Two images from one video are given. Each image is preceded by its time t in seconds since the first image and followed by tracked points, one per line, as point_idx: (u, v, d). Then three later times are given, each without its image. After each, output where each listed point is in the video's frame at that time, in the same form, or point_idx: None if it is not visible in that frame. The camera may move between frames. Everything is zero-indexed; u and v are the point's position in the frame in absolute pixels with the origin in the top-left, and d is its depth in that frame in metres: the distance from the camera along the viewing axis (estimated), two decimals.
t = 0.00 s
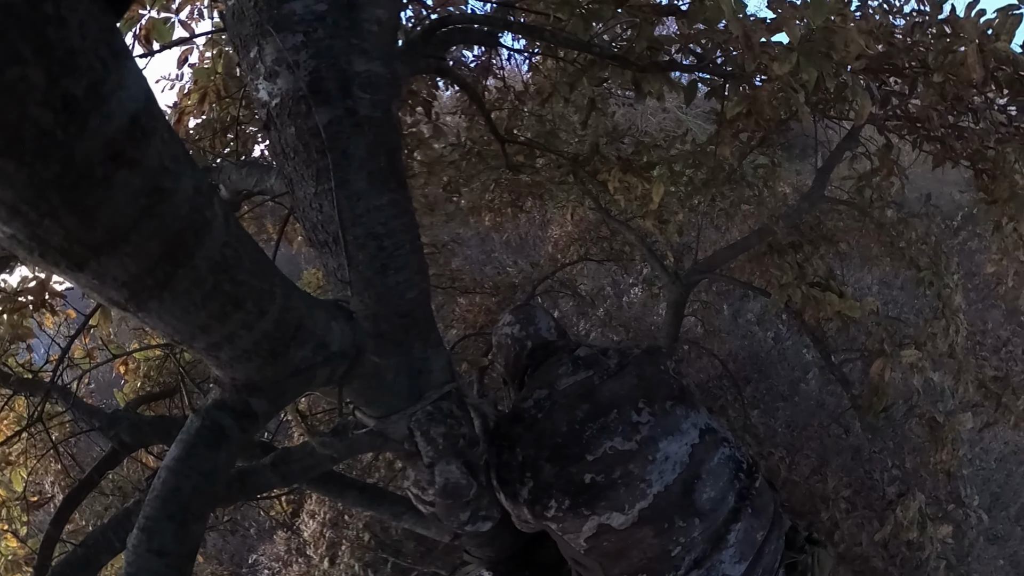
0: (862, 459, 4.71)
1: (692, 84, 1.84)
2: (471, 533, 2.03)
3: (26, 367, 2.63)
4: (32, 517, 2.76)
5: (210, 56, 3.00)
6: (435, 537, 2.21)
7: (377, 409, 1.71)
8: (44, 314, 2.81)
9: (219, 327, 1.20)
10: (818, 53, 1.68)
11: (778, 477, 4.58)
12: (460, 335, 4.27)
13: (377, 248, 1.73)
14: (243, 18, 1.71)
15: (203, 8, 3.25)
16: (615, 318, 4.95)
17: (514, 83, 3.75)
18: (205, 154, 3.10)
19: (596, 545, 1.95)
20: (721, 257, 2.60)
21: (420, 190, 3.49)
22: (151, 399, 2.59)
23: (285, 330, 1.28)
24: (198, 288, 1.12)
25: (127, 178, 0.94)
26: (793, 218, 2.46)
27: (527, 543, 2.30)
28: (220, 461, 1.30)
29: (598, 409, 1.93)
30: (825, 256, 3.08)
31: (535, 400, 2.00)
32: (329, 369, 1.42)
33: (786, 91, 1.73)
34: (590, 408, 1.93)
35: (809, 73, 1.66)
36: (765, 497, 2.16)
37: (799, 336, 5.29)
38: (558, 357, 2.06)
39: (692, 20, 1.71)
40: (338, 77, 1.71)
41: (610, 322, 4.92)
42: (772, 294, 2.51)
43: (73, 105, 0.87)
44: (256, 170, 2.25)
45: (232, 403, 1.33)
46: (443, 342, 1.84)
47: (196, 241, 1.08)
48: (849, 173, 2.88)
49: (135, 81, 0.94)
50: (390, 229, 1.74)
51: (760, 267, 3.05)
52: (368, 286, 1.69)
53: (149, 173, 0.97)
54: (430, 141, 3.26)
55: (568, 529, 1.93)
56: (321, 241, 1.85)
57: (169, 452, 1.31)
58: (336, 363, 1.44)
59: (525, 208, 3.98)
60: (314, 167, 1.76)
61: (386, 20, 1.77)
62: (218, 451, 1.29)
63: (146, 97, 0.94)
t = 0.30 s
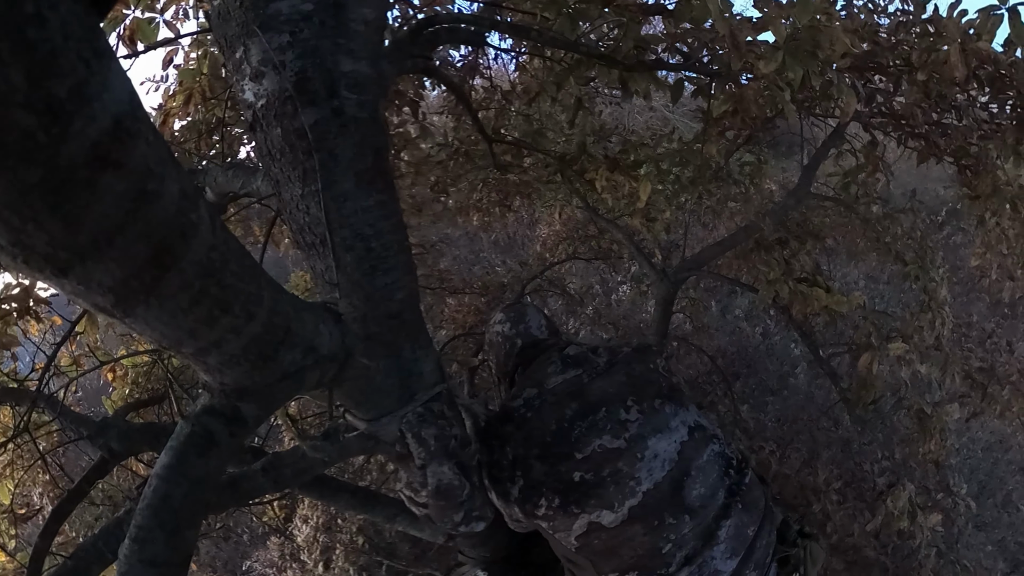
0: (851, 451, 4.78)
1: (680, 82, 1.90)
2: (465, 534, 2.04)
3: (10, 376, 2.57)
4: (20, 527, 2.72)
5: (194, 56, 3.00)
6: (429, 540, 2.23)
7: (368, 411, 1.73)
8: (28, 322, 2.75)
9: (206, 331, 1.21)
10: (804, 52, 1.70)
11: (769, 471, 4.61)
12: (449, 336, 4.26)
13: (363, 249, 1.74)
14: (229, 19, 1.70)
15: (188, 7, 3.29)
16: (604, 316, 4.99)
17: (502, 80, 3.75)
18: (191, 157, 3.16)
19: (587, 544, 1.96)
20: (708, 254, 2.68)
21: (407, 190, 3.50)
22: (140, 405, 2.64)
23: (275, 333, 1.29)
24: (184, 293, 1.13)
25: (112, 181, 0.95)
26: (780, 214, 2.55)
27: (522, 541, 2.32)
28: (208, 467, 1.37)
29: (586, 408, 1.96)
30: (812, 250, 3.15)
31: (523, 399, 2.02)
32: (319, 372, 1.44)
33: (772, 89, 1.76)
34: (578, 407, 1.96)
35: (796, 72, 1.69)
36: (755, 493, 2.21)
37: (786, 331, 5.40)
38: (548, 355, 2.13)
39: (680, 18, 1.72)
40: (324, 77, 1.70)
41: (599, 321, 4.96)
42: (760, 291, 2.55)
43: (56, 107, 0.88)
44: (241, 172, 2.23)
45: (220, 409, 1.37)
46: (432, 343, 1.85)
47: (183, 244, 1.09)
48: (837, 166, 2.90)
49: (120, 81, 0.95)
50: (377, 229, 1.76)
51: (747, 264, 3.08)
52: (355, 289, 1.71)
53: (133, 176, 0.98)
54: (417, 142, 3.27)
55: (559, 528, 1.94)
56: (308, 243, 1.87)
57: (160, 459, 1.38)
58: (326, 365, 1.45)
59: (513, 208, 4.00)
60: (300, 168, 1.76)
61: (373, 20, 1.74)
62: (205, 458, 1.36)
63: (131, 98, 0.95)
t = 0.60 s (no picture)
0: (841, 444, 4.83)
1: (666, 81, 1.83)
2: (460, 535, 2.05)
3: None
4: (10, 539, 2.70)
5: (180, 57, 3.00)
6: (423, 540, 2.37)
7: (357, 414, 1.76)
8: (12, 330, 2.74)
9: (194, 336, 1.27)
10: (790, 51, 1.73)
11: (760, 465, 4.63)
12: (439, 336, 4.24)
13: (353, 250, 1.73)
14: (215, 18, 1.69)
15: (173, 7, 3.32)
16: (593, 314, 5.02)
17: (489, 80, 3.72)
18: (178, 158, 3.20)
19: (579, 544, 2.00)
20: (696, 252, 2.78)
21: (394, 190, 3.55)
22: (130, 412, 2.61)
23: (261, 336, 1.37)
24: (170, 298, 1.19)
25: (96, 184, 1.00)
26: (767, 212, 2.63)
27: (516, 542, 2.35)
28: (198, 473, 1.44)
29: (576, 408, 1.95)
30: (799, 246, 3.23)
31: (514, 400, 2.03)
32: (307, 374, 1.53)
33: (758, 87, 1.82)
34: (568, 408, 1.95)
35: (781, 70, 1.73)
36: (748, 489, 2.23)
37: (773, 327, 5.56)
38: (538, 354, 2.16)
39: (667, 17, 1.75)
40: (310, 78, 1.67)
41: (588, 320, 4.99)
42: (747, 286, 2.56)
43: (39, 108, 0.92)
44: (228, 175, 2.20)
45: (210, 414, 1.45)
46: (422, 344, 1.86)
47: (169, 247, 1.15)
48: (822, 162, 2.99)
49: (103, 83, 0.99)
50: (365, 230, 1.74)
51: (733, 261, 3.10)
52: (344, 292, 1.70)
53: (120, 178, 1.03)
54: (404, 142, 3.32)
55: (551, 528, 1.98)
56: (296, 245, 1.86)
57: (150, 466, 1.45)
58: (314, 368, 1.55)
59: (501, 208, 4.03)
60: (286, 169, 1.75)
61: (360, 20, 1.74)
62: (196, 463, 1.43)
63: (114, 100, 0.99)
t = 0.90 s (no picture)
0: (831, 436, 5.08)
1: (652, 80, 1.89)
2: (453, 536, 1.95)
3: None
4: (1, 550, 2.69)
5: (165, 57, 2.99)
6: (417, 542, 2.44)
7: (349, 417, 1.77)
8: None
9: (183, 340, 1.29)
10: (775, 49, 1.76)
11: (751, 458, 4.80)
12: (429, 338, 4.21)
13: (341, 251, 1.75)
14: (200, 18, 1.71)
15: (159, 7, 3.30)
16: (583, 312, 5.07)
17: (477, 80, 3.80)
18: (163, 160, 3.18)
19: (582, 545, 2.00)
20: (683, 249, 2.94)
21: (382, 190, 3.56)
22: (118, 420, 2.62)
23: (251, 340, 1.40)
24: (158, 303, 1.21)
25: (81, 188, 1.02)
26: (752, 208, 2.80)
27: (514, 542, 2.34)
28: (190, 479, 1.42)
29: (579, 405, 1.96)
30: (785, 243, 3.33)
31: (512, 398, 2.03)
32: (298, 377, 1.56)
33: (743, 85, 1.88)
34: (569, 406, 1.96)
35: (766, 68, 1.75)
36: (750, 485, 2.24)
37: (761, 323, 5.86)
38: (538, 347, 2.16)
39: (653, 18, 1.80)
40: (297, 77, 1.71)
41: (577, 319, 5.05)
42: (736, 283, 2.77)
43: (22, 109, 0.94)
44: (213, 177, 2.22)
45: (201, 419, 1.45)
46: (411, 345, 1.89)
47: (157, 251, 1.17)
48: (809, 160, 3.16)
49: (87, 84, 1.01)
50: (352, 232, 1.76)
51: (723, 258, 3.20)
52: (333, 293, 1.73)
53: (107, 181, 1.06)
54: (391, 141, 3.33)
55: (553, 529, 1.98)
56: (283, 248, 1.87)
57: (141, 474, 1.42)
58: (306, 371, 1.57)
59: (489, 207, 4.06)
60: (273, 171, 1.77)
61: (346, 19, 1.79)
62: (188, 469, 1.42)
63: (98, 101, 1.01)
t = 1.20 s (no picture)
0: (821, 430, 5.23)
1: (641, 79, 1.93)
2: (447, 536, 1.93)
3: None
4: None
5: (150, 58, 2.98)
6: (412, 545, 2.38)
7: (339, 419, 1.80)
8: None
9: (170, 346, 1.29)
10: (762, 48, 1.84)
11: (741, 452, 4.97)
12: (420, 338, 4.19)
13: (327, 253, 1.77)
14: (185, 19, 1.69)
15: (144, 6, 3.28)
16: (572, 310, 5.13)
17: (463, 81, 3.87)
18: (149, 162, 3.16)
19: (613, 551, 2.00)
20: (672, 246, 3.05)
21: (371, 192, 3.60)
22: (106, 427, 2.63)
23: (239, 344, 1.40)
24: (145, 308, 1.21)
25: (66, 193, 1.00)
26: (741, 205, 2.99)
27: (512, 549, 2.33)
28: (179, 484, 1.47)
29: (611, 400, 1.97)
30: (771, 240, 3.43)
31: (536, 390, 2.01)
32: (287, 381, 1.56)
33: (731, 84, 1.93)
34: (602, 402, 1.96)
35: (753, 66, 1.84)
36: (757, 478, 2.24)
37: (750, 319, 6.07)
38: (552, 332, 2.15)
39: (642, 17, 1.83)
40: (284, 78, 1.71)
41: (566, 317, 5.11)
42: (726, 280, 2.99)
43: (5, 112, 0.92)
44: (200, 179, 2.27)
45: (190, 426, 1.47)
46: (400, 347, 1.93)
47: (143, 255, 1.16)
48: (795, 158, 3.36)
49: (70, 85, 0.99)
50: (340, 232, 1.78)
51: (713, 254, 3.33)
52: (321, 295, 1.75)
53: (90, 186, 1.04)
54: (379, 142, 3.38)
55: (580, 536, 1.99)
56: (270, 250, 1.87)
57: (133, 480, 1.47)
58: (293, 374, 1.58)
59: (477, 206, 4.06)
60: (259, 172, 1.75)
61: (334, 19, 1.79)
62: (177, 475, 1.46)
63: (81, 103, 0.99)
